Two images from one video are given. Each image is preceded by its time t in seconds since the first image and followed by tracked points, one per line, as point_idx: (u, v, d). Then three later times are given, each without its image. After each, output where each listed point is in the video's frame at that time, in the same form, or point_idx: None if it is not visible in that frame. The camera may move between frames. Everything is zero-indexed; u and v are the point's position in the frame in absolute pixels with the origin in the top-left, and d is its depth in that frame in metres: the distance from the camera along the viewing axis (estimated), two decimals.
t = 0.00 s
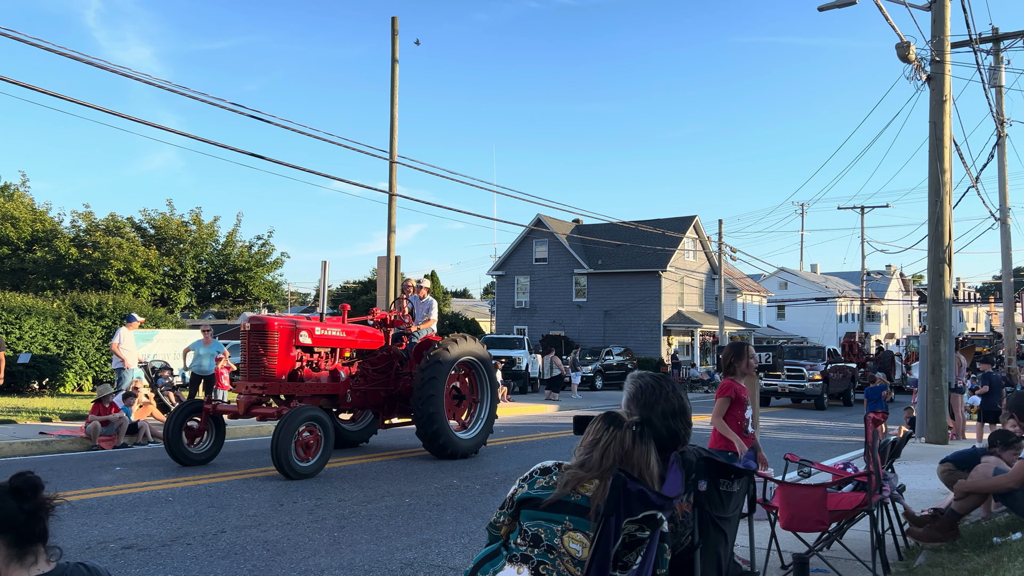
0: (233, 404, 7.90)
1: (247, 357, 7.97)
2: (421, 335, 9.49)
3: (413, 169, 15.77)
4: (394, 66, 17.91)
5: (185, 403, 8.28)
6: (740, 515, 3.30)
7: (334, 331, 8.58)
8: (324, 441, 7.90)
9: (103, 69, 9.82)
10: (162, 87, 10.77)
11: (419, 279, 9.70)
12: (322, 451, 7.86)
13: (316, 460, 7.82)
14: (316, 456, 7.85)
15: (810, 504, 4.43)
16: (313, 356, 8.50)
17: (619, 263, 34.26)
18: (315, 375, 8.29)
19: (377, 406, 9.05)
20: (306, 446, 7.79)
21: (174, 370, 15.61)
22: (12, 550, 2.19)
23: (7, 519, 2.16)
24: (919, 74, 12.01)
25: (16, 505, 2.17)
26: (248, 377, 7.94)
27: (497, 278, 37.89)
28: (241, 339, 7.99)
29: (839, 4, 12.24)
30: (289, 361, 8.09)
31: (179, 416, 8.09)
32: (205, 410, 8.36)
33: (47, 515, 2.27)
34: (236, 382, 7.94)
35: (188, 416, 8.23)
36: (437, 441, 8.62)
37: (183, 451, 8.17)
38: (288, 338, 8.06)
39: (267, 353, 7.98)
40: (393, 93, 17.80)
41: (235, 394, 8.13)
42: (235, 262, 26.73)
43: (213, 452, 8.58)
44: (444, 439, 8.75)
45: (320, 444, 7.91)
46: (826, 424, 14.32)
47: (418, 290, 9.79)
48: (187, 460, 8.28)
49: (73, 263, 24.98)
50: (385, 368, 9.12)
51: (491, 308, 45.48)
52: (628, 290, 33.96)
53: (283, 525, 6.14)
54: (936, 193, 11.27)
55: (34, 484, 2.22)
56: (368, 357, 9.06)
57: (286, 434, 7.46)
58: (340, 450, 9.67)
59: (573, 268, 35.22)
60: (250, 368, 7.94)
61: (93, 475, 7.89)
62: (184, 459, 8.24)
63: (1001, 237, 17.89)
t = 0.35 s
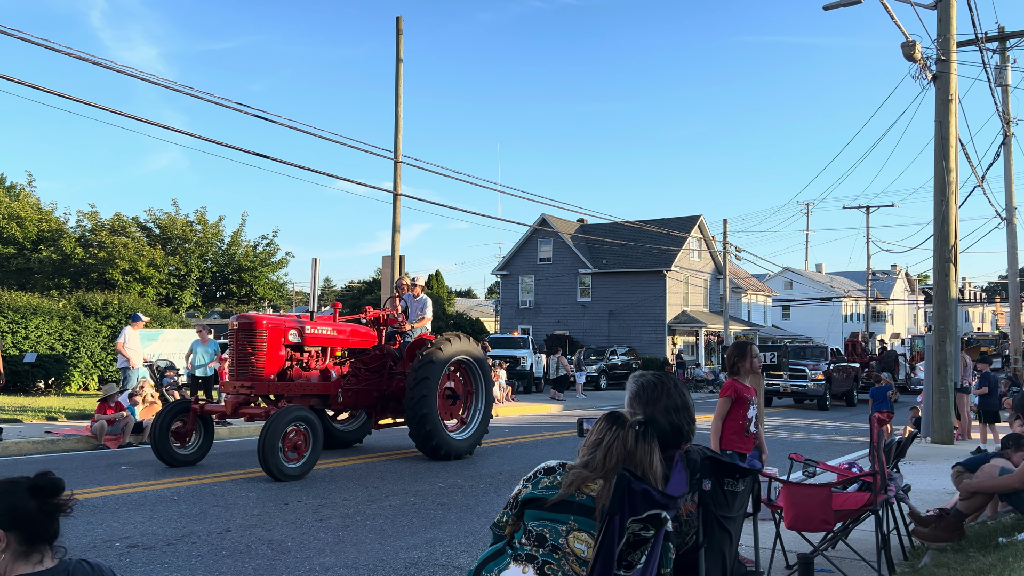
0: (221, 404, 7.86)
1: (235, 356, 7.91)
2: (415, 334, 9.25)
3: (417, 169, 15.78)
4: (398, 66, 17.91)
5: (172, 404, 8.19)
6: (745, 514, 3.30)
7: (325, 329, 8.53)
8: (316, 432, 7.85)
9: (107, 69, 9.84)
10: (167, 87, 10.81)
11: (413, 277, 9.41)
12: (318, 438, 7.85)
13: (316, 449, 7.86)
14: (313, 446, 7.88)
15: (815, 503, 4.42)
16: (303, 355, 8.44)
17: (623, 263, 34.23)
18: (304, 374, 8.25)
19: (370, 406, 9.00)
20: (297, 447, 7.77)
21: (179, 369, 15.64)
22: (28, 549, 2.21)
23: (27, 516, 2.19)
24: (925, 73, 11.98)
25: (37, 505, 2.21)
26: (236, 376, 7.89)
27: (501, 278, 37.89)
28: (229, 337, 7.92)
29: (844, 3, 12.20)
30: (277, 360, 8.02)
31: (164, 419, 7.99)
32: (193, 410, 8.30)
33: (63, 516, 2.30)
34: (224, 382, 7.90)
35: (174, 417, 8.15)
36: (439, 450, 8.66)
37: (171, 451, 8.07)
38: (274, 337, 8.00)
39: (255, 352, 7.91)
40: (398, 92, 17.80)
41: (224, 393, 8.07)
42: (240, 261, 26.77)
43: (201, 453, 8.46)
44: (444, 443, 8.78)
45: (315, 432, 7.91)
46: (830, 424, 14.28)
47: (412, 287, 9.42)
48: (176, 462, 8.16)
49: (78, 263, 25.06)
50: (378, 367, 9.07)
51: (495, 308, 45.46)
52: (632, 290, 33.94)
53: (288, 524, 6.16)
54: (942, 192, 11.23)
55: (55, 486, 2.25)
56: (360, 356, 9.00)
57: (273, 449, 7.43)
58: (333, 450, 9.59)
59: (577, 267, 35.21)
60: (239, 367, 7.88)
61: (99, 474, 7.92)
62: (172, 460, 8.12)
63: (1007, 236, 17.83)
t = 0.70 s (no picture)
0: (206, 405, 7.69)
1: (221, 356, 7.78)
2: (406, 334, 9.09)
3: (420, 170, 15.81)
4: (402, 66, 17.92)
5: (155, 406, 8.01)
6: (750, 515, 3.30)
7: (313, 329, 8.42)
8: (297, 422, 7.64)
9: (111, 70, 9.88)
10: (171, 88, 10.85)
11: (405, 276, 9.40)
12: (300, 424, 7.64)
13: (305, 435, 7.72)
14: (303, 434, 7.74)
15: (820, 505, 4.41)
16: (291, 356, 8.33)
17: (626, 264, 34.21)
18: (293, 376, 8.16)
19: (360, 407, 8.88)
20: (285, 445, 7.60)
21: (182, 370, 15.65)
22: (45, 559, 2.19)
23: (50, 525, 2.19)
24: (929, 74, 11.96)
25: (64, 512, 2.23)
26: (221, 377, 7.76)
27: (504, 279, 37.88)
28: (214, 338, 7.80)
29: (848, 3, 12.19)
30: (264, 361, 7.88)
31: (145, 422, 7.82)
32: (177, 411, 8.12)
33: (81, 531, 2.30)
34: (209, 383, 7.77)
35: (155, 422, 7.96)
36: (441, 456, 8.69)
37: (155, 455, 7.89)
38: (262, 336, 7.86)
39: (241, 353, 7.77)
40: (401, 93, 17.82)
41: (209, 395, 7.93)
42: (244, 262, 26.82)
43: (188, 454, 8.31)
44: (445, 447, 8.78)
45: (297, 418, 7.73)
46: (834, 425, 14.25)
47: (404, 286, 9.37)
48: (161, 466, 7.99)
49: (82, 264, 25.14)
50: (368, 368, 8.96)
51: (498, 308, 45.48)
52: (635, 290, 33.92)
53: (292, 524, 6.18)
54: (946, 193, 11.20)
55: (79, 496, 2.25)
56: (350, 356, 8.91)
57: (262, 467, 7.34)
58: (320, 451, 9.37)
59: (580, 268, 35.21)
60: (224, 368, 7.75)
61: (103, 474, 7.93)
62: (156, 464, 7.95)
63: (1012, 237, 17.79)
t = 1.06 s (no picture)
0: (191, 408, 7.58)
1: (206, 357, 7.64)
2: (398, 335, 9.08)
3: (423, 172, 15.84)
4: (405, 68, 17.95)
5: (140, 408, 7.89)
6: (752, 518, 3.30)
7: (301, 331, 8.28)
8: (270, 422, 7.37)
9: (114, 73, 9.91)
10: (174, 91, 10.87)
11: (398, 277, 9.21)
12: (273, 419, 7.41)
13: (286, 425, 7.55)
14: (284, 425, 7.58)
15: (822, 507, 4.41)
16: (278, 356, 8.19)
17: (629, 265, 34.20)
18: (281, 377, 8.02)
19: (350, 410, 8.72)
20: (267, 444, 7.42)
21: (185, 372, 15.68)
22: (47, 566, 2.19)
23: (56, 530, 2.19)
24: (932, 76, 11.94)
25: (72, 520, 2.23)
26: (206, 378, 7.60)
27: (507, 280, 37.88)
28: (199, 338, 7.64)
29: (851, 5, 12.19)
30: (251, 362, 7.72)
31: (129, 429, 7.66)
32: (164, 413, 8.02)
33: (86, 540, 2.29)
34: (194, 384, 7.60)
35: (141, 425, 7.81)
36: (445, 458, 8.78)
37: (142, 461, 7.77)
38: (248, 338, 7.69)
39: (227, 354, 7.62)
40: (404, 95, 17.85)
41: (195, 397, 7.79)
42: (247, 264, 26.87)
43: (176, 452, 8.20)
44: (447, 448, 8.85)
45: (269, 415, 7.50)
46: (838, 427, 14.22)
47: (396, 287, 9.23)
48: (148, 470, 7.88)
49: (86, 266, 25.22)
50: (359, 370, 8.77)
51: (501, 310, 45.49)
52: (638, 292, 33.91)
53: (294, 526, 6.18)
54: (949, 195, 11.19)
55: (91, 507, 2.26)
56: (340, 358, 8.75)
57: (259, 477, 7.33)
58: (313, 454, 9.31)
59: (583, 270, 35.22)
60: (209, 370, 7.61)
61: (107, 476, 7.94)
62: (143, 468, 7.85)
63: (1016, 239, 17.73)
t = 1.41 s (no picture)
0: (177, 411, 7.44)
1: (192, 358, 7.46)
2: (391, 337, 9.00)
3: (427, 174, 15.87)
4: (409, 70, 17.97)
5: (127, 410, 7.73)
6: (757, 522, 3.30)
7: (290, 332, 8.08)
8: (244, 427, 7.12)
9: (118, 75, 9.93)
10: (179, 93, 10.90)
11: (389, 278, 9.07)
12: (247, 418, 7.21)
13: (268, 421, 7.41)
14: (267, 424, 7.42)
15: (827, 510, 4.40)
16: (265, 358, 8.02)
17: (633, 267, 34.18)
18: (269, 380, 7.88)
19: (342, 413, 8.68)
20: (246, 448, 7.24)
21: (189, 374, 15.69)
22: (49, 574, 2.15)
23: (59, 537, 2.15)
24: (936, 77, 11.91)
25: (76, 530, 2.18)
26: (192, 381, 7.46)
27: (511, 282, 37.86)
28: (185, 339, 7.47)
29: (856, 7, 12.17)
30: (237, 364, 7.57)
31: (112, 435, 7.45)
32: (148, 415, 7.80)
33: (90, 554, 2.24)
34: (179, 387, 7.47)
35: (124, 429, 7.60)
36: (448, 453, 8.84)
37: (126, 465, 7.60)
38: (235, 340, 7.52)
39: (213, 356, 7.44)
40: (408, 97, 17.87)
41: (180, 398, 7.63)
42: (251, 266, 26.90)
43: (161, 455, 8.01)
44: (447, 444, 8.88)
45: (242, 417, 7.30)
46: (842, 430, 14.19)
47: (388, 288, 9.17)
48: (134, 474, 7.74)
49: (91, 268, 25.29)
50: (350, 372, 8.75)
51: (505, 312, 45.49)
52: (642, 294, 33.89)
53: (298, 529, 6.19)
54: (954, 197, 11.16)
55: (100, 520, 2.22)
56: (331, 360, 8.63)
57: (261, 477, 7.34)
58: (305, 458, 9.23)
59: (587, 272, 35.21)
60: (195, 372, 7.45)
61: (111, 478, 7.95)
62: (127, 473, 7.70)
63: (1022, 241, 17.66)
